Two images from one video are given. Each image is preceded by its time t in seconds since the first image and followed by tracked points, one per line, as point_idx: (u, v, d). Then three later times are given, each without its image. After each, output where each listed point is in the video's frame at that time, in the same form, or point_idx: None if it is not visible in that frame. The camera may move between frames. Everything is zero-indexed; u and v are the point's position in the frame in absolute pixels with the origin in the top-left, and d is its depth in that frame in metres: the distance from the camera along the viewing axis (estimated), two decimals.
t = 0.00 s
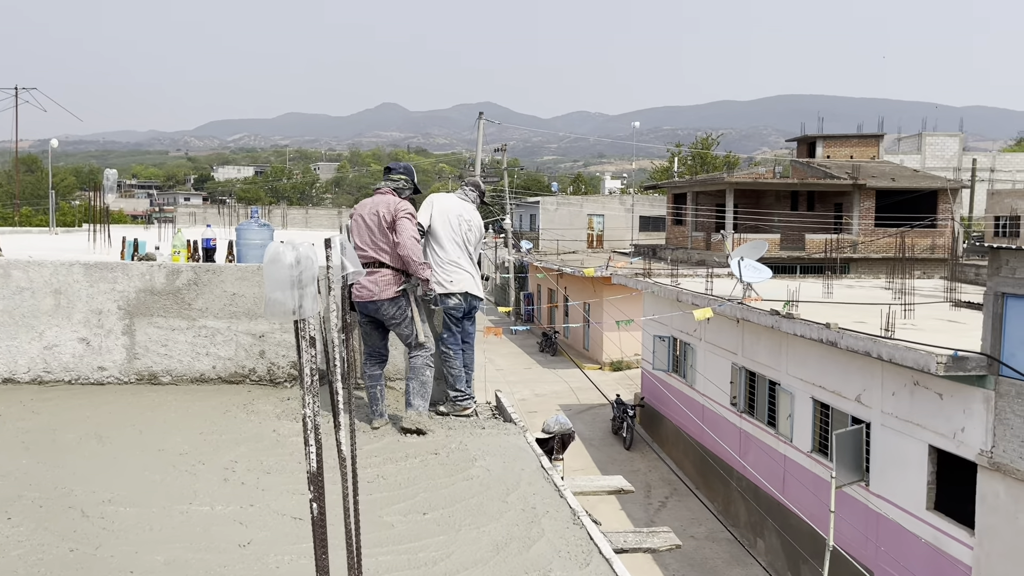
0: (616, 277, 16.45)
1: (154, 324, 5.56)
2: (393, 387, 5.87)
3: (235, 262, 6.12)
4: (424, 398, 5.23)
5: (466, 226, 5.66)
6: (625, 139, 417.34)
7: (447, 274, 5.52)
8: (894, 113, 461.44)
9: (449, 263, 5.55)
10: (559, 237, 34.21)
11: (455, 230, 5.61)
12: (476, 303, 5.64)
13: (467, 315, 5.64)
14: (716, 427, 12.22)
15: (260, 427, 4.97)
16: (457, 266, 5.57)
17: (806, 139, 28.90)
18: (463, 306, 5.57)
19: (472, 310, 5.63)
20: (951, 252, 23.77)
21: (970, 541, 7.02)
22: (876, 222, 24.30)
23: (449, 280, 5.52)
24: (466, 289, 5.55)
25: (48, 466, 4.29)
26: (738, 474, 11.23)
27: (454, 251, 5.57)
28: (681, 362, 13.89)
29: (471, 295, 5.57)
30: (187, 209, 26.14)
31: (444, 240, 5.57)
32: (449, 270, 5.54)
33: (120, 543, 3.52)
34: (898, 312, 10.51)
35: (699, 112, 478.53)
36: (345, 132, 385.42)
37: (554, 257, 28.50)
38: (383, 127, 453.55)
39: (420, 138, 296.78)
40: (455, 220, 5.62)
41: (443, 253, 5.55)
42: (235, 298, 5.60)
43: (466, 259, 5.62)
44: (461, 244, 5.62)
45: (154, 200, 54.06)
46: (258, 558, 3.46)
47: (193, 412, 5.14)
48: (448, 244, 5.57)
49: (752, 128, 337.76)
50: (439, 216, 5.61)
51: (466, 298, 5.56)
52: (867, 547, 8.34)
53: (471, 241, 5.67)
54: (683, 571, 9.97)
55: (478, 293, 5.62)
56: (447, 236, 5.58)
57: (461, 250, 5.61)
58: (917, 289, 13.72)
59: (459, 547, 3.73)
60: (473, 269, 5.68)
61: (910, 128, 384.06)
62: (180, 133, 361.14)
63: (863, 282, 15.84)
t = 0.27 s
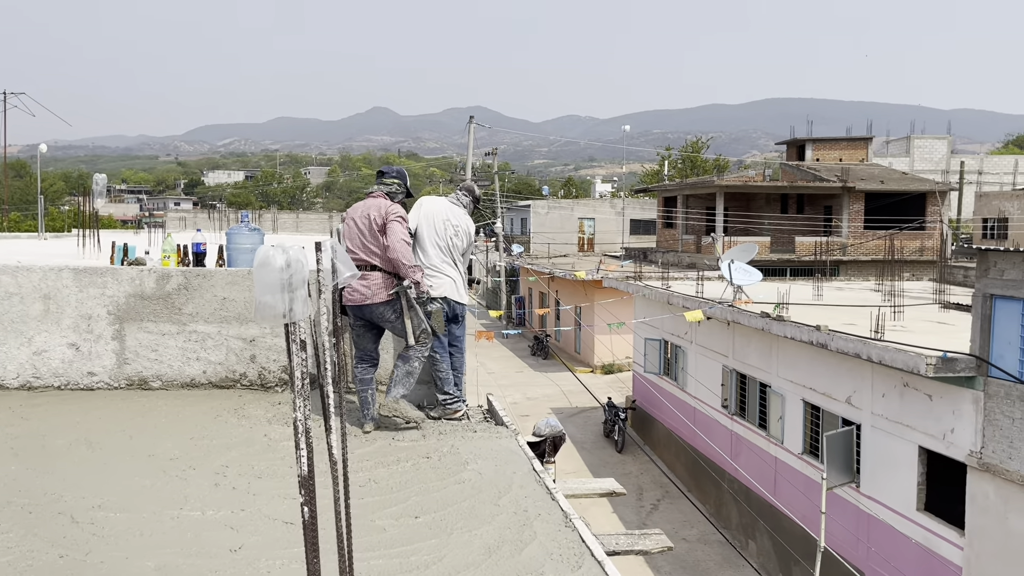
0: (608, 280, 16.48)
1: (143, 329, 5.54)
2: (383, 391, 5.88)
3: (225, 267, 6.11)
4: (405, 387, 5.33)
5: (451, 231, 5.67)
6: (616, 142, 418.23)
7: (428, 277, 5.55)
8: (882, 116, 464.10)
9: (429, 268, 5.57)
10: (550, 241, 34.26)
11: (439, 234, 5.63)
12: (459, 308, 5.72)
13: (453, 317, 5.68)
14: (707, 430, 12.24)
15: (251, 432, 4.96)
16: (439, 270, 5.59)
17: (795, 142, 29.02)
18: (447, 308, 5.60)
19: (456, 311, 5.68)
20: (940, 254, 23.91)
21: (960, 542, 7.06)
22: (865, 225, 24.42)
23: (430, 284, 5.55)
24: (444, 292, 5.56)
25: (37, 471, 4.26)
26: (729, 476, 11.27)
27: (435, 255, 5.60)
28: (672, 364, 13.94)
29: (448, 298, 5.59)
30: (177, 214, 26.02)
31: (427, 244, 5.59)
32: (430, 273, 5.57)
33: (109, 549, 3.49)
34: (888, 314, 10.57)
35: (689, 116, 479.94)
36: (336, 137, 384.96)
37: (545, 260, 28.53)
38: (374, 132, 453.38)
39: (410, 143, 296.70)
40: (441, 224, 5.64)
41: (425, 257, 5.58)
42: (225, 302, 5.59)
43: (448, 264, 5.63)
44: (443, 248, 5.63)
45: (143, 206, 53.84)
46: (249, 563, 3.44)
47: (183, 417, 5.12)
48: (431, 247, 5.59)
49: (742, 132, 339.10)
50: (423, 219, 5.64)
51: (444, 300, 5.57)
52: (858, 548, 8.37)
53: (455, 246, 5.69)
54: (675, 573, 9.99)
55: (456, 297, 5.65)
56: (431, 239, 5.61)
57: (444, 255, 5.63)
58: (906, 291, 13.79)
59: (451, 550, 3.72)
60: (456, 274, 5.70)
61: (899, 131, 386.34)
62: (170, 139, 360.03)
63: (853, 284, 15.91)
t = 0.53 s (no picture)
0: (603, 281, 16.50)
1: (138, 331, 5.53)
2: (378, 393, 5.87)
3: (220, 269, 6.11)
4: (405, 400, 5.36)
5: (448, 233, 5.69)
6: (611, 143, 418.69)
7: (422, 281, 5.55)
8: (876, 117, 465.43)
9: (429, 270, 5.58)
10: (544, 242, 34.28)
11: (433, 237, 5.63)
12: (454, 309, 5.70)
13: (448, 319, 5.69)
14: (703, 431, 12.25)
15: (246, 434, 4.95)
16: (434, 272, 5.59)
17: (789, 142, 29.06)
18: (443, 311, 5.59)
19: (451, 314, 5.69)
20: (934, 254, 23.97)
21: (955, 541, 7.08)
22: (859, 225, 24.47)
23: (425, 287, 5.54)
24: (442, 295, 5.57)
25: (31, 474, 4.24)
26: (725, 476, 11.29)
27: (429, 258, 5.60)
28: (667, 365, 13.96)
29: (446, 301, 5.60)
30: (171, 216, 25.93)
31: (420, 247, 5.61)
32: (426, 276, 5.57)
33: (104, 552, 3.48)
34: (882, 314, 10.60)
35: (683, 117, 480.65)
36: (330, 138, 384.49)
37: (540, 261, 28.52)
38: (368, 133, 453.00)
39: (405, 144, 296.48)
40: (434, 226, 5.64)
41: (419, 261, 5.60)
42: (219, 304, 5.58)
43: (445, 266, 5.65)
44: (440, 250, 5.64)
45: (137, 208, 53.67)
46: (245, 565, 3.43)
47: (178, 419, 5.10)
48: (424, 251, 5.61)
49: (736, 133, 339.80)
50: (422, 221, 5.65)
51: (441, 303, 5.57)
52: (853, 547, 8.39)
53: (450, 247, 5.68)
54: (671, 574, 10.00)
55: (452, 298, 5.66)
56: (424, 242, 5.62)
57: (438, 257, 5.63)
58: (900, 291, 13.82)
59: (446, 552, 3.71)
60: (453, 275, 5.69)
61: (892, 131, 387.57)
62: (163, 140, 359.11)
63: (847, 284, 15.95)
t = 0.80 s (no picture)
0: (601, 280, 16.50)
1: (135, 331, 5.52)
2: (377, 392, 5.88)
3: (217, 268, 6.11)
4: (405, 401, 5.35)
5: (448, 233, 5.71)
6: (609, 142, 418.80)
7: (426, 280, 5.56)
8: (874, 116, 465.69)
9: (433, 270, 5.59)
10: (542, 241, 34.28)
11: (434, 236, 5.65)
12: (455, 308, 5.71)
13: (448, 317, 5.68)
14: (701, 430, 12.25)
15: (244, 434, 4.95)
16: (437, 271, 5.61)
17: (787, 142, 29.06)
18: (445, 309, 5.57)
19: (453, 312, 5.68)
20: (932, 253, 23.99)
21: (952, 540, 7.09)
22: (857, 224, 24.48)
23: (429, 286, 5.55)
24: (446, 293, 5.59)
25: (29, 474, 4.24)
26: (723, 475, 11.29)
27: (431, 257, 5.61)
28: (665, 364, 13.97)
29: (450, 298, 5.62)
30: (168, 215, 25.89)
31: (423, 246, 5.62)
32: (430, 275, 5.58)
33: (101, 552, 3.47)
34: (880, 313, 10.60)
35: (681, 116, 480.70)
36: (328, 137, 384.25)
37: (538, 261, 28.51)
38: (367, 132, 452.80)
39: (403, 144, 296.27)
40: (436, 225, 5.66)
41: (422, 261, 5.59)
42: (217, 304, 5.58)
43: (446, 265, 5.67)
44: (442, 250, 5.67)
45: (134, 207, 53.60)
46: (242, 565, 3.43)
47: (176, 419, 5.10)
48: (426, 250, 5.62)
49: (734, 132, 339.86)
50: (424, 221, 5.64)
51: (445, 301, 5.59)
52: (851, 546, 8.40)
53: (450, 246, 5.72)
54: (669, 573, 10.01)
55: (453, 296, 5.67)
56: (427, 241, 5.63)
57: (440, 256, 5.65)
58: (898, 290, 13.83)
59: (444, 552, 3.71)
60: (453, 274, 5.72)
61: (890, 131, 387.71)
62: (161, 140, 358.72)
63: (845, 283, 15.96)
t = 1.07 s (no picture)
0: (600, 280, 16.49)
1: (134, 330, 5.52)
2: (376, 391, 5.87)
3: (215, 268, 6.11)
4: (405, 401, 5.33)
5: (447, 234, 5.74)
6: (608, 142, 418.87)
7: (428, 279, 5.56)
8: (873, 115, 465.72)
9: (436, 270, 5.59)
10: (541, 241, 34.29)
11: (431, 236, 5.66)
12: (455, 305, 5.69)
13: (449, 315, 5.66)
14: (700, 429, 12.25)
15: (242, 433, 4.94)
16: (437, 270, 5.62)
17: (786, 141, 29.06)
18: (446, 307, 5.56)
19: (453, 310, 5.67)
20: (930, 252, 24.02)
21: (951, 539, 7.09)
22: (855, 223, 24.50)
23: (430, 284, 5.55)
24: (450, 288, 5.61)
25: (27, 474, 4.23)
26: (722, 474, 11.30)
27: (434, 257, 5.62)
28: (664, 363, 13.96)
29: (453, 295, 5.63)
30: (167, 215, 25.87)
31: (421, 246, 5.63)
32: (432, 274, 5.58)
33: (99, 552, 3.47)
34: (878, 312, 10.61)
35: (681, 115, 480.66)
36: (327, 137, 384.12)
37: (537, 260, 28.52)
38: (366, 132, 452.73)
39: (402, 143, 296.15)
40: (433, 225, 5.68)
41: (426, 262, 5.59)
42: (215, 303, 5.57)
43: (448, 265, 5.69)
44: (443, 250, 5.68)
45: (133, 207, 53.61)
46: (240, 565, 3.42)
47: (175, 419, 5.10)
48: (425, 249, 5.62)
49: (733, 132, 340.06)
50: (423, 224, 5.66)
51: (449, 297, 5.58)
52: (850, 545, 8.41)
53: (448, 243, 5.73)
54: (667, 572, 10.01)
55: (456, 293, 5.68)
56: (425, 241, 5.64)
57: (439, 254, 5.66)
58: (897, 289, 13.82)
59: (442, 551, 3.71)
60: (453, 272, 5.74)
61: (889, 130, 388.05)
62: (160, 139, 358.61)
63: (843, 282, 15.97)
